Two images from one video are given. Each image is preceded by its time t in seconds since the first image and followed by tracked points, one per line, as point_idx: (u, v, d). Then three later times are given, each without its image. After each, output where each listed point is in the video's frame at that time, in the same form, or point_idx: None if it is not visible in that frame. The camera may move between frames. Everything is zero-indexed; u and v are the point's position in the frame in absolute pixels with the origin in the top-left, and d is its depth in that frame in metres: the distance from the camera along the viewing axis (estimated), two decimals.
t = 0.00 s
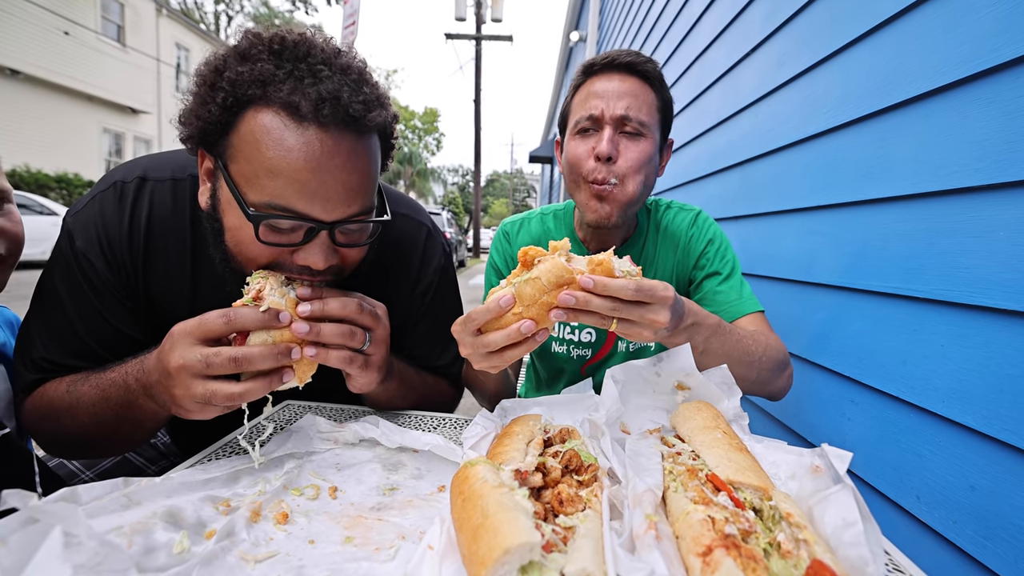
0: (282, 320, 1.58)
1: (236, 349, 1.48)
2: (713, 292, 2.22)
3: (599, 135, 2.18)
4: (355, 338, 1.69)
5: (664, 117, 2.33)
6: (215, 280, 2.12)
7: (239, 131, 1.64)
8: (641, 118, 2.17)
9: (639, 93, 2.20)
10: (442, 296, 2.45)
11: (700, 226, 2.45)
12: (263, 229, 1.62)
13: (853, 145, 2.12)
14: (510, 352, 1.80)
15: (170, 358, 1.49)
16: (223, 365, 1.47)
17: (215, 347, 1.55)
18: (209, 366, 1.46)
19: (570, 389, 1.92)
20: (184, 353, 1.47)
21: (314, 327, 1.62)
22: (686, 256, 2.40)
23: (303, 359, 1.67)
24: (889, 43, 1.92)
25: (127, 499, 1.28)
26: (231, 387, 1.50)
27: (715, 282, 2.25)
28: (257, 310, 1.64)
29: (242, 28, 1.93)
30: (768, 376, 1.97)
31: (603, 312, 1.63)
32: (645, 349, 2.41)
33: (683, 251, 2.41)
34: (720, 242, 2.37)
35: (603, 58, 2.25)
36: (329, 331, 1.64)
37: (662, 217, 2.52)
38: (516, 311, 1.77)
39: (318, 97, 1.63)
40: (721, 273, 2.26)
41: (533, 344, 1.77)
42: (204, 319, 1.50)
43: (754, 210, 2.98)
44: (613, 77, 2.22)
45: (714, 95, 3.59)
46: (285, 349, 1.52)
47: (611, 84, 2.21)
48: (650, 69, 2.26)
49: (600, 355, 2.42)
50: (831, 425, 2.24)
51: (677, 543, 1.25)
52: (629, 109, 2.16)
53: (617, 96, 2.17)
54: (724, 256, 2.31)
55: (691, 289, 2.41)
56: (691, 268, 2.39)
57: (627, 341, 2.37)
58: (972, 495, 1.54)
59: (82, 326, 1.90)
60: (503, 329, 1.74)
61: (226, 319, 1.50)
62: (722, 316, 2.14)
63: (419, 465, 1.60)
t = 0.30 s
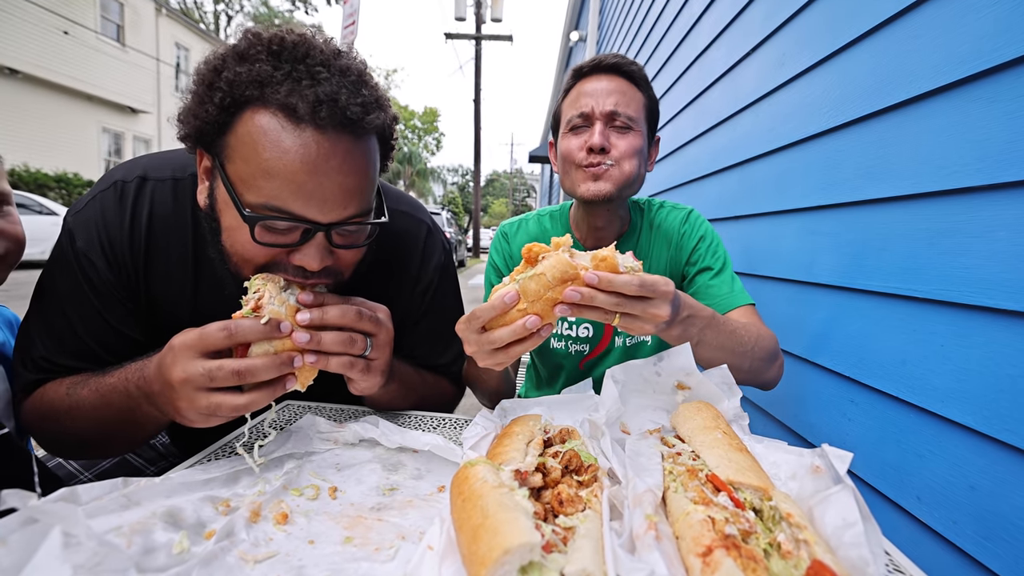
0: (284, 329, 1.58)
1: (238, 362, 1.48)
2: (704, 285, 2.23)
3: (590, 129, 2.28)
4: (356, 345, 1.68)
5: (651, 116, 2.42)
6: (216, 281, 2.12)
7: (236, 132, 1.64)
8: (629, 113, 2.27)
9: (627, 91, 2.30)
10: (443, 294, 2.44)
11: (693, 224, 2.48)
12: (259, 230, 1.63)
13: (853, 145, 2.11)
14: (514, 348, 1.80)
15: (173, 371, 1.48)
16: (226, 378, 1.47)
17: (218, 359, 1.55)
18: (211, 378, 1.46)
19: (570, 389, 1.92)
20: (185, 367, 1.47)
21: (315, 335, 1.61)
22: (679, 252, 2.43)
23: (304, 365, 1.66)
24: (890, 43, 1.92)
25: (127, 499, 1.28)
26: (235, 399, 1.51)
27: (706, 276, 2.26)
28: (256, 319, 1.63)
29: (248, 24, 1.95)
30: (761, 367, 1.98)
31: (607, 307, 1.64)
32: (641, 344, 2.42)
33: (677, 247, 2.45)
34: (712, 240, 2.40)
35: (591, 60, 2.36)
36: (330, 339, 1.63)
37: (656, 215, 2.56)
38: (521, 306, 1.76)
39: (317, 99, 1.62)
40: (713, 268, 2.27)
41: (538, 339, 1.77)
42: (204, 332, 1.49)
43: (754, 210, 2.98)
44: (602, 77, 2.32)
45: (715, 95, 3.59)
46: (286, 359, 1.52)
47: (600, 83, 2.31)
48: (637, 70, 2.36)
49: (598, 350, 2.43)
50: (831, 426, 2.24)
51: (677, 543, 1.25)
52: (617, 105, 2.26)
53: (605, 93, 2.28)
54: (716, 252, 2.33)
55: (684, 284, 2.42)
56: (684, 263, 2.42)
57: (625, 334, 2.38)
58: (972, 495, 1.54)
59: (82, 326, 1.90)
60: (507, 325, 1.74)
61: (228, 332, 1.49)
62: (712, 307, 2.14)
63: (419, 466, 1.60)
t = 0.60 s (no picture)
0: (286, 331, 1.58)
1: (240, 361, 1.48)
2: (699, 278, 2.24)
3: (587, 126, 2.29)
4: (360, 352, 1.67)
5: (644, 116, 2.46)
6: (214, 277, 2.11)
7: (217, 124, 1.63)
8: (625, 110, 2.29)
9: (621, 90, 2.33)
10: (441, 290, 2.44)
11: (685, 222, 2.50)
12: (254, 221, 1.64)
13: (853, 145, 2.11)
14: (522, 352, 1.79)
15: (175, 367, 1.48)
16: (228, 377, 1.47)
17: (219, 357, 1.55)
18: (212, 377, 1.46)
19: (569, 389, 1.92)
20: (186, 364, 1.47)
21: (318, 342, 1.61)
22: (674, 249, 2.45)
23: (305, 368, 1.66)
24: (890, 42, 1.92)
25: (126, 499, 1.28)
26: (236, 398, 1.51)
27: (701, 270, 2.27)
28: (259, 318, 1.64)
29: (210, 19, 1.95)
30: (759, 354, 2.00)
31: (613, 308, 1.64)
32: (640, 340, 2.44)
33: (671, 244, 2.46)
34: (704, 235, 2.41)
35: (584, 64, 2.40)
36: (333, 346, 1.63)
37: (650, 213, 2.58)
38: (527, 311, 1.77)
39: (291, 78, 1.61)
40: (707, 263, 2.28)
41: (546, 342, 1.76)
42: (208, 330, 1.49)
43: (754, 210, 2.98)
44: (596, 78, 2.36)
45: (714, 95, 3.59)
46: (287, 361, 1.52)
47: (595, 84, 2.34)
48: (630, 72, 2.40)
49: (598, 346, 2.45)
50: (831, 426, 2.24)
51: (677, 543, 1.24)
52: (613, 102, 2.28)
53: (600, 92, 2.31)
54: (710, 247, 2.34)
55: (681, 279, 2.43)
56: (679, 259, 2.43)
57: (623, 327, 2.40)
58: (971, 494, 1.54)
59: (81, 324, 1.90)
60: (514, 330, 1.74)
61: (232, 331, 1.49)
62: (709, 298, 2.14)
63: (418, 466, 1.60)
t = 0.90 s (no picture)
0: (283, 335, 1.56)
1: (233, 364, 1.47)
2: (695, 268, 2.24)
3: (582, 124, 2.30)
4: (354, 356, 1.66)
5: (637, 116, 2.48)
6: (212, 276, 2.11)
7: (216, 117, 1.63)
8: (617, 109, 2.31)
9: (614, 91, 2.36)
10: (439, 290, 2.43)
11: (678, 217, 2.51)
12: (252, 215, 1.63)
13: (852, 144, 2.11)
14: (523, 356, 1.79)
15: (168, 369, 1.48)
16: (221, 380, 1.46)
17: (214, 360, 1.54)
18: (206, 379, 1.46)
19: (568, 389, 1.92)
20: (180, 367, 1.46)
21: (311, 348, 1.58)
22: (669, 243, 2.45)
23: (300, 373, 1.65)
24: (889, 41, 1.92)
25: (122, 499, 1.27)
26: (229, 401, 1.50)
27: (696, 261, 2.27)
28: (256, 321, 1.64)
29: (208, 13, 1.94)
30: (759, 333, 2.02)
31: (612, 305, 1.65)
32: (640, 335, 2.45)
33: (665, 240, 2.47)
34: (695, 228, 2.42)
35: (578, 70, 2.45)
36: (326, 351, 1.60)
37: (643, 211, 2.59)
38: (523, 315, 1.76)
39: (290, 72, 1.61)
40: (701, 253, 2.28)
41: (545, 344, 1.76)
42: (203, 332, 1.48)
43: (753, 209, 2.97)
44: (589, 81, 2.40)
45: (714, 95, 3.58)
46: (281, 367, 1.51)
47: (588, 87, 2.37)
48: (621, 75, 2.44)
49: (598, 340, 2.46)
50: (830, 425, 2.24)
51: (675, 543, 1.24)
52: (606, 101, 2.30)
53: (594, 92, 2.34)
54: (704, 238, 2.35)
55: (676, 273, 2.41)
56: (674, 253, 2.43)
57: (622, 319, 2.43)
58: (969, 494, 1.54)
59: (78, 323, 1.89)
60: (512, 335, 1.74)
61: (226, 334, 1.48)
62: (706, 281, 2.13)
63: (416, 466, 1.60)
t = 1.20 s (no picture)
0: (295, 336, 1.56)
1: (249, 363, 1.47)
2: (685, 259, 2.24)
3: (573, 125, 2.31)
4: (361, 352, 1.65)
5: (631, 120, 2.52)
6: (216, 275, 2.12)
7: (209, 132, 1.62)
8: (607, 109, 2.34)
9: (605, 95, 2.40)
10: (438, 286, 2.44)
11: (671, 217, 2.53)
12: (261, 225, 1.65)
13: (852, 143, 2.11)
14: (522, 347, 1.79)
15: (184, 367, 1.47)
16: (237, 379, 1.46)
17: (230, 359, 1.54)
18: (222, 379, 1.45)
19: (567, 388, 1.92)
20: (197, 365, 1.46)
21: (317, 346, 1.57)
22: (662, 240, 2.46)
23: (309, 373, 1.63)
24: (889, 41, 1.91)
25: (122, 499, 1.27)
26: (241, 401, 1.50)
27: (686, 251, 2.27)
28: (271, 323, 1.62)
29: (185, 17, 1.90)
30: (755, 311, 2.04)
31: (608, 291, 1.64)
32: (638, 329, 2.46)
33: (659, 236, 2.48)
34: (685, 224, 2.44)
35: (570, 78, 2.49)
36: (332, 347, 1.59)
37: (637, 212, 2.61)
38: (518, 305, 1.75)
39: (273, 76, 1.59)
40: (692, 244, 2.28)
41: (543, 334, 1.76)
42: (219, 332, 1.48)
43: (753, 208, 2.97)
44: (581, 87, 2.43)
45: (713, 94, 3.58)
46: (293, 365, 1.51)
47: (580, 92, 2.40)
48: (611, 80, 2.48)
49: (597, 334, 2.47)
50: (830, 424, 2.24)
51: (675, 543, 1.24)
52: (596, 103, 2.33)
53: (585, 96, 2.37)
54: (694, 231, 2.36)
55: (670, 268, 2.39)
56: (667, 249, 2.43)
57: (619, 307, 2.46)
58: (969, 493, 1.54)
59: (84, 323, 1.88)
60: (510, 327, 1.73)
61: (241, 334, 1.48)
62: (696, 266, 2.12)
63: (416, 465, 1.59)
